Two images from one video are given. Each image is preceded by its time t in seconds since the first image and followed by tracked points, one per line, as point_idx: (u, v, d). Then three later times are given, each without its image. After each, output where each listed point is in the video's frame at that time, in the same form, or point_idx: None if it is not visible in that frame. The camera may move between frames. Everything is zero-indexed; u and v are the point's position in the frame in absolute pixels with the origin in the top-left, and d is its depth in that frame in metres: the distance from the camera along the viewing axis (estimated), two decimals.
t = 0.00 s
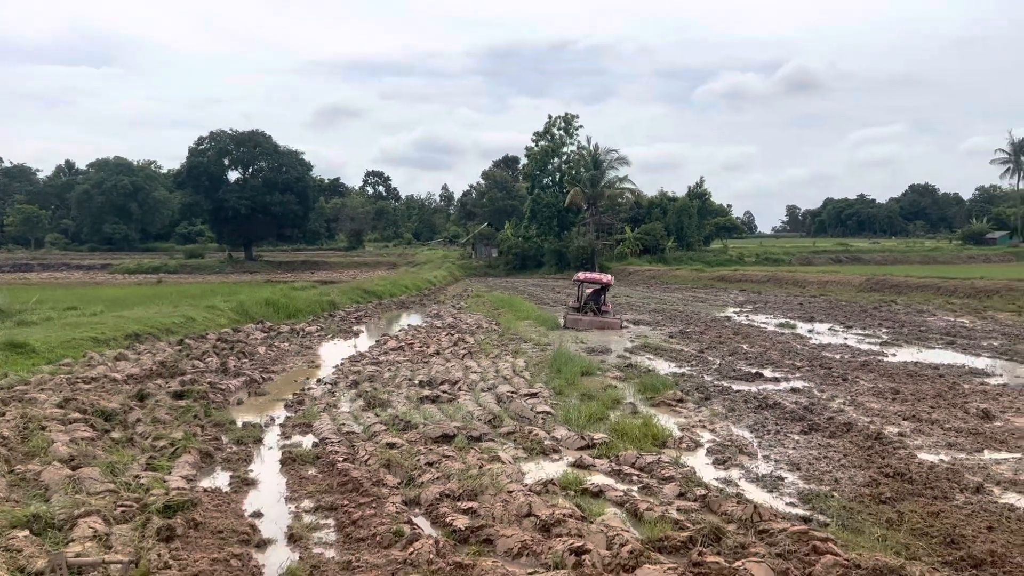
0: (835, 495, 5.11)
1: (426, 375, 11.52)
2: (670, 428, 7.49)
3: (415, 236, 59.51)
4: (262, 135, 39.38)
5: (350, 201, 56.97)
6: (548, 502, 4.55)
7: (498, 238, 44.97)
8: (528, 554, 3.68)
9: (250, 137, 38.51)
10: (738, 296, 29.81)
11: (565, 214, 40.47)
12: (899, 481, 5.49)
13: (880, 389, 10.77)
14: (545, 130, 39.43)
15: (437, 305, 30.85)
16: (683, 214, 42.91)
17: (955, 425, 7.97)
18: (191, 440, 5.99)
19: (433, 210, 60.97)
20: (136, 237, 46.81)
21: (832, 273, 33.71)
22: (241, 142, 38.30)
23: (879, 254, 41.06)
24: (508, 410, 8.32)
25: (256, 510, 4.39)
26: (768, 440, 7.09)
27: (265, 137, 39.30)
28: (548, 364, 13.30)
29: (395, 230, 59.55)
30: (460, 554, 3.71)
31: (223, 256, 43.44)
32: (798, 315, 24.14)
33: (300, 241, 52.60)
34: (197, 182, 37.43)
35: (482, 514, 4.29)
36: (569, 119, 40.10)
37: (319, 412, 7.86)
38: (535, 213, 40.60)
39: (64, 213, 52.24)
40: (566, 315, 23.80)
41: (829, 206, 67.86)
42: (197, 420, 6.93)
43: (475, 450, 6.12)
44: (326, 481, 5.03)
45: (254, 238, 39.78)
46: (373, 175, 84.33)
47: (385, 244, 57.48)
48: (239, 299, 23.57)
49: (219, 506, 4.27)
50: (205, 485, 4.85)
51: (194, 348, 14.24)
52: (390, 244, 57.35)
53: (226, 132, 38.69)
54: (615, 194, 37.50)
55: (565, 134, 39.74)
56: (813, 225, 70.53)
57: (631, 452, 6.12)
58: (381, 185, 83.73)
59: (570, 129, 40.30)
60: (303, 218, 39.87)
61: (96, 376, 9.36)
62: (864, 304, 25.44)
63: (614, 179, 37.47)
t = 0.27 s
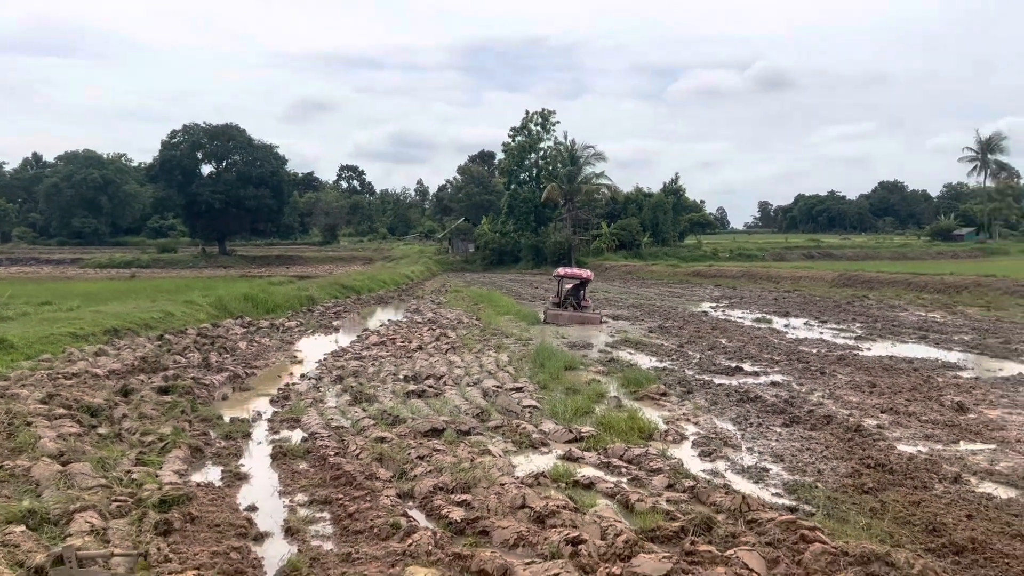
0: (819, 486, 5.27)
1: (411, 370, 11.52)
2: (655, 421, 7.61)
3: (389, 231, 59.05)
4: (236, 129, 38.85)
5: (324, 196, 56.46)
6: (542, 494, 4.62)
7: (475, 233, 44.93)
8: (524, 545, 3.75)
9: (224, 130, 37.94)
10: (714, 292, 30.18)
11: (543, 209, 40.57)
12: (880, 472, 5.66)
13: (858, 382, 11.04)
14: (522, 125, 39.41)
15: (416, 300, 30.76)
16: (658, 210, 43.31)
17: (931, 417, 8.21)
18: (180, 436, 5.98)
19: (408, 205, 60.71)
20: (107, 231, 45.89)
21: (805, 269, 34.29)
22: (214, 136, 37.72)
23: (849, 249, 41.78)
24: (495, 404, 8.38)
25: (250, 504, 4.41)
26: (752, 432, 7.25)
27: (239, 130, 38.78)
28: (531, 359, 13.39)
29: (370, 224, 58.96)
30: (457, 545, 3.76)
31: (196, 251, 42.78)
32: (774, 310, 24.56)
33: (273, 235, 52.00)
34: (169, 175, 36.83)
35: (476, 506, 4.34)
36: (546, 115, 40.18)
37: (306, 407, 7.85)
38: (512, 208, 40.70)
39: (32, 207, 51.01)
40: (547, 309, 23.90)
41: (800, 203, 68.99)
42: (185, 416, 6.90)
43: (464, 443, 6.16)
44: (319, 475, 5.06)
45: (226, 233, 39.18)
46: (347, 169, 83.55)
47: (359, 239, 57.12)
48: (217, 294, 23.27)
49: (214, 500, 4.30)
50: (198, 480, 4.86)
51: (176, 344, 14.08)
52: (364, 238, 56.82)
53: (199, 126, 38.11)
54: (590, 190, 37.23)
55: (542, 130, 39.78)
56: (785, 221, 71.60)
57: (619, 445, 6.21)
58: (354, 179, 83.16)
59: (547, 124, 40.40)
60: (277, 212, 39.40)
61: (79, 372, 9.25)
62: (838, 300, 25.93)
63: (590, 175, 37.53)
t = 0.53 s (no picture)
0: (807, 479, 5.43)
1: (400, 367, 11.55)
2: (644, 416, 7.73)
3: (369, 228, 58.55)
4: (214, 124, 38.42)
5: (302, 192, 55.77)
6: (538, 487, 4.72)
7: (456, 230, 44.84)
8: (524, 536, 3.83)
9: (202, 125, 37.55)
10: (695, 289, 30.49)
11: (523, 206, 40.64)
12: (865, 465, 5.84)
13: (839, 378, 11.30)
14: (502, 122, 39.38)
15: (399, 297, 30.68)
16: (638, 207, 43.61)
17: (912, 412, 8.45)
18: (176, 432, 6.03)
19: (387, 201, 60.45)
20: (81, 226, 45.12)
21: (783, 266, 34.76)
22: (192, 131, 37.30)
23: (825, 247, 42.37)
24: (486, 400, 8.46)
25: (250, 499, 4.47)
26: (739, 427, 7.42)
27: (217, 125, 38.40)
28: (517, 356, 13.47)
29: (348, 221, 58.51)
30: (458, 537, 3.83)
31: (174, 247, 42.23)
32: (754, 307, 24.92)
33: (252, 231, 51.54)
34: (146, 171, 36.29)
35: (475, 499, 4.42)
36: (526, 112, 40.24)
37: (298, 403, 7.88)
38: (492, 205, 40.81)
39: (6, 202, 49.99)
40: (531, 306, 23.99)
41: (776, 201, 69.92)
42: (178, 412, 6.94)
43: (458, 438, 6.23)
44: (316, 470, 5.11)
45: (202, 229, 38.66)
46: (324, 165, 82.81)
47: (337, 235, 56.81)
48: (199, 290, 23.05)
49: (215, 494, 4.37)
50: (196, 475, 4.91)
51: (161, 341, 13.98)
52: (343, 235, 56.39)
53: (177, 120, 37.65)
54: (570, 187, 38.09)
55: (522, 127, 39.86)
56: (762, 219, 72.42)
57: (611, 440, 6.32)
58: (333, 175, 82.68)
59: (527, 121, 40.43)
60: (255, 208, 39.00)
61: (66, 370, 9.21)
62: (816, 297, 26.35)
63: (571, 172, 37.94)
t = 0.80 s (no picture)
0: (799, 476, 5.54)
1: (392, 365, 11.56)
2: (637, 414, 7.81)
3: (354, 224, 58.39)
4: (198, 119, 38.09)
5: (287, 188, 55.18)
6: (536, 485, 4.76)
7: (442, 227, 44.73)
8: (525, 534, 3.89)
9: (186, 120, 37.25)
10: (681, 287, 30.67)
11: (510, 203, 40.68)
12: (856, 463, 5.96)
13: (828, 376, 11.46)
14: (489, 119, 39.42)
15: (387, 294, 30.60)
16: (624, 205, 43.81)
17: (900, 410, 8.60)
18: (172, 431, 6.05)
19: (372, 198, 60.27)
20: (63, 222, 44.54)
21: (769, 264, 35.04)
22: (176, 126, 36.94)
23: (809, 245, 42.72)
24: (480, 398, 8.50)
25: (250, 496, 4.51)
26: (730, 425, 7.53)
27: (202, 121, 38.07)
28: (508, 354, 13.51)
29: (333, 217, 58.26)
30: (460, 534, 3.88)
31: (157, 243, 41.80)
32: (740, 305, 25.13)
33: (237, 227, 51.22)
34: (130, 166, 35.90)
35: (475, 497, 4.46)
36: (513, 109, 40.25)
37: (291, 401, 7.89)
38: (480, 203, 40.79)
39: None
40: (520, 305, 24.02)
41: (760, 200, 70.60)
42: (173, 411, 6.96)
43: (454, 436, 6.26)
44: (315, 468, 5.14)
45: (188, 225, 38.41)
46: (311, 161, 82.47)
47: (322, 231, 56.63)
48: (187, 288, 22.88)
49: (216, 493, 4.41)
50: (196, 473, 4.94)
51: (152, 340, 13.91)
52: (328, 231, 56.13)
53: (161, 116, 37.29)
54: (556, 185, 37.74)
55: (509, 125, 39.87)
56: (746, 217, 72.97)
57: (605, 438, 6.39)
58: (317, 171, 82.31)
59: (513, 119, 40.39)
60: (241, 204, 38.73)
61: (58, 369, 9.20)
62: (802, 295, 26.61)
63: (558, 170, 37.67)
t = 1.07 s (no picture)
0: (801, 471, 5.60)
1: (392, 362, 11.58)
2: (638, 410, 7.86)
3: (345, 221, 58.51)
4: (191, 116, 37.93)
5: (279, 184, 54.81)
6: (543, 480, 4.80)
7: (435, 225, 44.69)
8: (535, 528, 3.92)
9: (179, 117, 37.10)
10: (675, 286, 30.78)
11: (503, 202, 40.73)
12: (857, 458, 6.03)
13: (825, 374, 11.56)
14: (483, 117, 39.45)
15: (382, 292, 30.59)
16: (617, 204, 43.94)
17: (898, 407, 8.69)
18: (177, 427, 6.06)
19: (363, 196, 60.35)
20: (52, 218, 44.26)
21: (761, 263, 35.20)
22: (169, 123, 36.78)
23: (801, 245, 42.67)
24: (482, 395, 8.53)
25: (259, 492, 4.52)
26: (731, 421, 7.59)
27: (194, 118, 37.93)
28: (507, 351, 13.54)
29: (324, 215, 58.18)
30: (471, 528, 3.91)
31: (149, 240, 41.62)
32: (735, 304, 25.25)
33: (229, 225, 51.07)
34: (122, 163, 35.76)
35: (483, 491, 4.50)
36: (507, 108, 40.26)
37: (294, 397, 7.91)
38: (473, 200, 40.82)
39: None
40: (516, 302, 24.07)
41: (750, 199, 70.95)
42: (177, 407, 6.97)
43: (458, 432, 6.29)
44: (322, 464, 5.16)
45: (181, 223, 38.31)
46: (301, 158, 82.77)
47: (314, 228, 56.59)
48: (183, 284, 22.81)
49: (225, 488, 4.43)
50: (204, 468, 4.96)
51: (151, 337, 13.90)
52: (319, 228, 56.03)
53: (153, 112, 37.11)
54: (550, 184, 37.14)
55: (503, 123, 39.88)
56: (737, 217, 73.32)
57: (609, 434, 6.43)
58: (309, 168, 82.18)
59: (507, 117, 40.39)
60: (233, 201, 38.62)
61: (58, 366, 9.21)
62: (795, 294, 26.76)
63: (551, 169, 37.19)
